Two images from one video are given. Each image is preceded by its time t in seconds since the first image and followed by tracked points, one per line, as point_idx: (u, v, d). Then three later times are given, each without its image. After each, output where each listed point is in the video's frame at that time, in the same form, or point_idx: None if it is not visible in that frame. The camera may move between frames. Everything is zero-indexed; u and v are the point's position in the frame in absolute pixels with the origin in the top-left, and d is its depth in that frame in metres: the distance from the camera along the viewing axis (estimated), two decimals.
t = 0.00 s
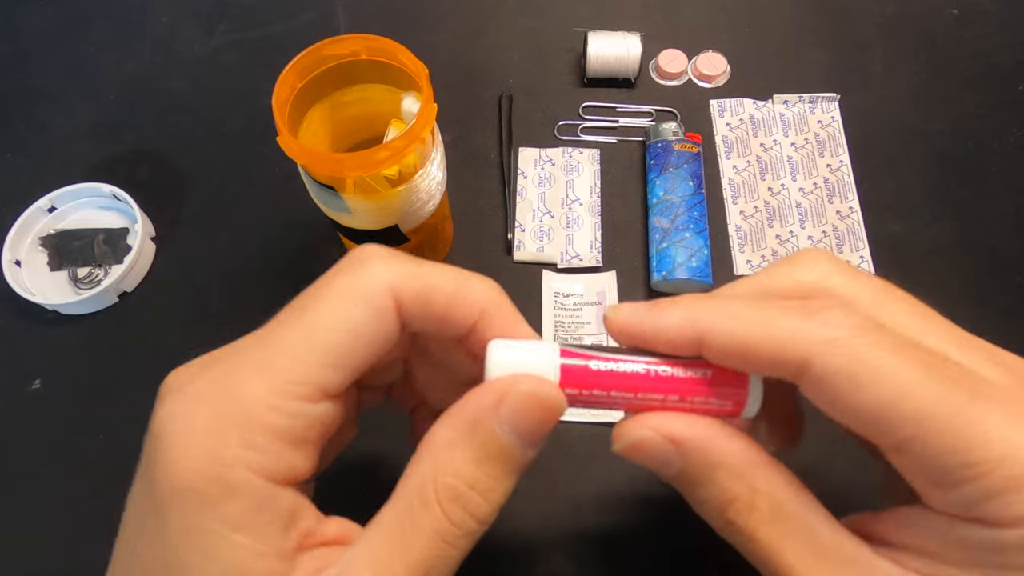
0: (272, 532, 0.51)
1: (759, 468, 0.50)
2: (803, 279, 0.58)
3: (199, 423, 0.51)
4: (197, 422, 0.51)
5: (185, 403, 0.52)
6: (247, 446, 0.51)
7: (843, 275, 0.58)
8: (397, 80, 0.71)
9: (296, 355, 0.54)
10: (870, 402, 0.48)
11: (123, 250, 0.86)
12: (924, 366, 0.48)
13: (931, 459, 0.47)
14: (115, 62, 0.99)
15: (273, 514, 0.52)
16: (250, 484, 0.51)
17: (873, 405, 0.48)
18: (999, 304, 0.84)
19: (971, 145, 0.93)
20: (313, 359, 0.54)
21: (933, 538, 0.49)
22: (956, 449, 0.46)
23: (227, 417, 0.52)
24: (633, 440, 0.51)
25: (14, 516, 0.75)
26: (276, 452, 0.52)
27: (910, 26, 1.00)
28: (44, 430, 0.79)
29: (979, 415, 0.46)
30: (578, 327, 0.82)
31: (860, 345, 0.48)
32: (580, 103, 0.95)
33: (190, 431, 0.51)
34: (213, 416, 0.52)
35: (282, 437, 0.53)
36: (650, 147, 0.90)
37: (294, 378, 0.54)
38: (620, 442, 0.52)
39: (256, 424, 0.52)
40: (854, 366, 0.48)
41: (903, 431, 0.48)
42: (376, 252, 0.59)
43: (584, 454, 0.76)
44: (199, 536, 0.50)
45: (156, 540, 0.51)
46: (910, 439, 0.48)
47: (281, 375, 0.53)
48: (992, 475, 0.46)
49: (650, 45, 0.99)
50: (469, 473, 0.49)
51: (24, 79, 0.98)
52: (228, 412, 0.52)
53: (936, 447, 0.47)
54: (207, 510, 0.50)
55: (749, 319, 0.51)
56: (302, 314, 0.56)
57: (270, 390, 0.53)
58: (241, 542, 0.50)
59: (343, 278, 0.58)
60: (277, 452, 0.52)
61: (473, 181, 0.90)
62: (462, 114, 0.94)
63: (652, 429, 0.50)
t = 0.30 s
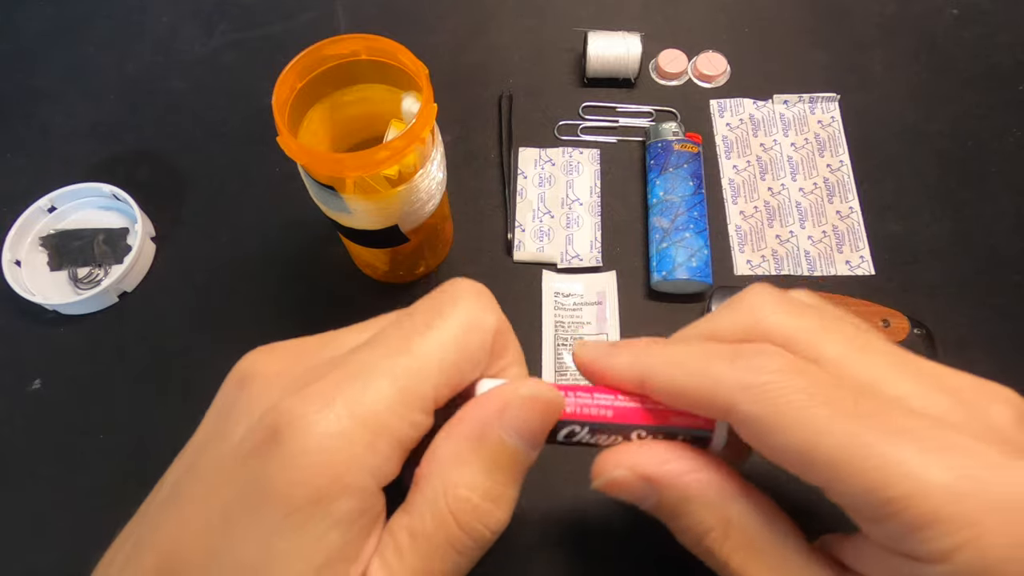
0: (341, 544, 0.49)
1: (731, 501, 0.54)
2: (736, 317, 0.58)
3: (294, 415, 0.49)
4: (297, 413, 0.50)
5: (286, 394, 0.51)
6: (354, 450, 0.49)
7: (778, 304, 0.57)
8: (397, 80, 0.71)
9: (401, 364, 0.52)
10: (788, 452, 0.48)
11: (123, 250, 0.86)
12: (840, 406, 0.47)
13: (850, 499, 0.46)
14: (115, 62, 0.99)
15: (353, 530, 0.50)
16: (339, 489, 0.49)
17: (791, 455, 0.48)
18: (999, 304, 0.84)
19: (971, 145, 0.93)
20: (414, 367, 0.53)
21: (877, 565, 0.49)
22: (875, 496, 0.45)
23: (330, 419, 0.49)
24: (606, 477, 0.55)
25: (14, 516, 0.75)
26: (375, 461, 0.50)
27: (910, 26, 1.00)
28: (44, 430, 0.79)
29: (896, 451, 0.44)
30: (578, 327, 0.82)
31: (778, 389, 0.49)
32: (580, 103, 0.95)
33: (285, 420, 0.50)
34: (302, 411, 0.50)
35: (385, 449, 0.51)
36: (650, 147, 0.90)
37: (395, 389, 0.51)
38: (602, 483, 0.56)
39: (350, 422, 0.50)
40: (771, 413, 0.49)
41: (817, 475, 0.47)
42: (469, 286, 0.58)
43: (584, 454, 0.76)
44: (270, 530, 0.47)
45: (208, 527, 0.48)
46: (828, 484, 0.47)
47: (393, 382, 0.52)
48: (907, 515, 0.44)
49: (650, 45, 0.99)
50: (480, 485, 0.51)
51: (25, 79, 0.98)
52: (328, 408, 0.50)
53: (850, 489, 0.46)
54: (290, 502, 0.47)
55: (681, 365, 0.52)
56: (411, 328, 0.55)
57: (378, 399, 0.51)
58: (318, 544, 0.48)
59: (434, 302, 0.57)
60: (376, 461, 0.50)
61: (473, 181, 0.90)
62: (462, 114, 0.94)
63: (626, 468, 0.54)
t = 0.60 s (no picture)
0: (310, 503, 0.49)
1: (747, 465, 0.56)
2: (743, 307, 0.58)
3: (259, 385, 0.52)
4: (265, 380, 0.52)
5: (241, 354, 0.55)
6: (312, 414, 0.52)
7: (791, 294, 0.57)
8: (397, 80, 0.71)
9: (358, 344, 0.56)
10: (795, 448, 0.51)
11: (123, 250, 0.86)
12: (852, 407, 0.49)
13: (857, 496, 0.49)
14: (115, 62, 0.99)
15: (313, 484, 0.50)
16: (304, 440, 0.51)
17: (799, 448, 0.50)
18: (999, 304, 0.84)
19: (971, 145, 0.93)
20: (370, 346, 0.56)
21: (879, 550, 0.52)
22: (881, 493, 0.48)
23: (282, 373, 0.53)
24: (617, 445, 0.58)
25: (14, 516, 0.75)
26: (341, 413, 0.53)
27: (910, 27, 1.00)
28: (44, 430, 0.79)
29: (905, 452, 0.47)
30: (578, 327, 0.82)
31: (784, 387, 0.51)
32: (580, 103, 0.95)
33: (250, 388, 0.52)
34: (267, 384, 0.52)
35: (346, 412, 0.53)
36: (650, 147, 0.90)
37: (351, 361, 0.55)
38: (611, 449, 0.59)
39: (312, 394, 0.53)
40: (780, 408, 0.51)
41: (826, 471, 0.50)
42: (442, 281, 0.62)
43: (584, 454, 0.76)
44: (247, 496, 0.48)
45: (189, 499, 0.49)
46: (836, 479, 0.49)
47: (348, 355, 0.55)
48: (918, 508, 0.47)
49: (650, 45, 0.99)
50: (453, 440, 0.54)
51: (25, 79, 0.98)
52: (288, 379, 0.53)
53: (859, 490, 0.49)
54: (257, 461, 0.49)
55: (688, 346, 0.54)
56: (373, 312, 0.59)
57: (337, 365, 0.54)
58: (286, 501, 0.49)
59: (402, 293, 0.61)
60: (336, 415, 0.52)
61: (473, 181, 0.90)
62: (462, 114, 0.94)
63: (635, 440, 0.57)
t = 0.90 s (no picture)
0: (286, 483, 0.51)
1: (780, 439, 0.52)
2: (790, 259, 0.60)
3: (130, 380, 0.54)
4: (237, 360, 0.49)
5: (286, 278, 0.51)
6: (276, 363, 0.49)
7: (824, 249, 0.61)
8: (397, 80, 0.71)
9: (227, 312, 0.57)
10: (833, 436, 0.49)
11: (123, 250, 0.86)
12: (873, 413, 0.50)
13: (855, 524, 0.50)
14: (115, 62, 0.99)
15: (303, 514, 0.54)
16: (279, 372, 0.49)
17: (832, 439, 0.49)
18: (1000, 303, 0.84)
19: (971, 145, 0.93)
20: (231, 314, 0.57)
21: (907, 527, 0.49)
22: (876, 527, 0.49)
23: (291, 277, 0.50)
24: (756, 373, 0.49)
25: (13, 516, 0.75)
26: (313, 305, 0.49)
27: (910, 27, 1.00)
28: (44, 431, 0.79)
29: (907, 473, 0.49)
30: (578, 327, 0.82)
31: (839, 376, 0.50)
32: (580, 103, 0.95)
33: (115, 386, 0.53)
34: (167, 360, 0.55)
35: (310, 346, 0.49)
36: (650, 147, 0.90)
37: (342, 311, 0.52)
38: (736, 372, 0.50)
39: (176, 378, 0.55)
40: (826, 395, 0.49)
41: (848, 473, 0.49)
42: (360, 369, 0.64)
43: (584, 454, 0.76)
44: (222, 461, 0.49)
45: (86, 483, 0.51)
46: (851, 487, 0.49)
47: (328, 317, 0.50)
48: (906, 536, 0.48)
49: (650, 45, 0.99)
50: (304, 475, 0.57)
51: (24, 79, 0.98)
52: (166, 372, 0.55)
53: (879, 508, 0.49)
54: (246, 403, 0.48)
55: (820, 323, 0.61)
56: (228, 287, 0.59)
57: (316, 300, 0.49)
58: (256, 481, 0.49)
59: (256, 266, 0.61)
60: (315, 288, 0.49)
61: (473, 181, 0.90)
62: (462, 114, 0.94)
63: (779, 364, 0.49)
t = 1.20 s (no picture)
0: (276, 511, 0.51)
1: (704, 480, 0.50)
2: (764, 264, 0.58)
3: (118, 410, 0.57)
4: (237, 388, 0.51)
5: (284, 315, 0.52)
6: (272, 394, 0.50)
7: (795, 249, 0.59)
8: (397, 80, 0.71)
9: (205, 338, 0.61)
10: (744, 466, 0.47)
11: (123, 250, 0.86)
12: (781, 437, 0.49)
13: (789, 555, 0.47)
14: (115, 62, 0.99)
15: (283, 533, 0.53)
16: (272, 403, 0.50)
17: (747, 469, 0.47)
18: (1000, 303, 0.84)
19: (971, 145, 0.93)
20: (210, 341, 0.61)
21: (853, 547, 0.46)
22: (810, 554, 0.46)
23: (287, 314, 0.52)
24: (665, 411, 0.50)
25: (13, 516, 0.75)
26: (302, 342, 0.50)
27: (910, 27, 1.00)
28: (44, 430, 0.79)
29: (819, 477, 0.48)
30: (578, 327, 0.82)
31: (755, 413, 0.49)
32: (580, 103, 0.95)
33: (110, 420, 0.57)
34: (152, 390, 0.59)
35: (300, 377, 0.50)
36: (650, 147, 0.90)
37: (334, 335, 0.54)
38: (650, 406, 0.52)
39: (161, 405, 0.58)
40: (731, 424, 0.48)
41: (771, 502, 0.47)
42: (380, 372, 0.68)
43: (584, 454, 0.76)
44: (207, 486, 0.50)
45: (84, 505, 0.55)
46: (776, 517, 0.47)
47: (320, 349, 0.51)
48: (840, 558, 0.46)
49: (650, 45, 0.99)
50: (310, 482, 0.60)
51: (24, 79, 0.98)
52: (150, 400, 0.58)
53: (807, 529, 0.46)
54: (239, 433, 0.50)
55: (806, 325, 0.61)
56: (204, 315, 0.62)
57: (308, 334, 0.51)
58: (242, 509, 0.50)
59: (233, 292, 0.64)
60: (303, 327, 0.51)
61: (473, 181, 0.90)
62: (461, 115, 0.94)
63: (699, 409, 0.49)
